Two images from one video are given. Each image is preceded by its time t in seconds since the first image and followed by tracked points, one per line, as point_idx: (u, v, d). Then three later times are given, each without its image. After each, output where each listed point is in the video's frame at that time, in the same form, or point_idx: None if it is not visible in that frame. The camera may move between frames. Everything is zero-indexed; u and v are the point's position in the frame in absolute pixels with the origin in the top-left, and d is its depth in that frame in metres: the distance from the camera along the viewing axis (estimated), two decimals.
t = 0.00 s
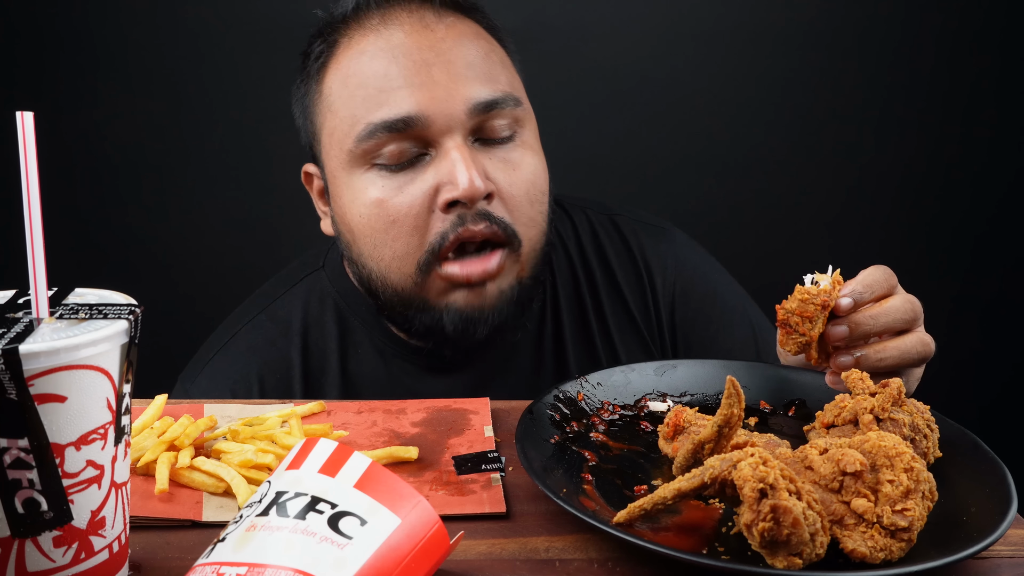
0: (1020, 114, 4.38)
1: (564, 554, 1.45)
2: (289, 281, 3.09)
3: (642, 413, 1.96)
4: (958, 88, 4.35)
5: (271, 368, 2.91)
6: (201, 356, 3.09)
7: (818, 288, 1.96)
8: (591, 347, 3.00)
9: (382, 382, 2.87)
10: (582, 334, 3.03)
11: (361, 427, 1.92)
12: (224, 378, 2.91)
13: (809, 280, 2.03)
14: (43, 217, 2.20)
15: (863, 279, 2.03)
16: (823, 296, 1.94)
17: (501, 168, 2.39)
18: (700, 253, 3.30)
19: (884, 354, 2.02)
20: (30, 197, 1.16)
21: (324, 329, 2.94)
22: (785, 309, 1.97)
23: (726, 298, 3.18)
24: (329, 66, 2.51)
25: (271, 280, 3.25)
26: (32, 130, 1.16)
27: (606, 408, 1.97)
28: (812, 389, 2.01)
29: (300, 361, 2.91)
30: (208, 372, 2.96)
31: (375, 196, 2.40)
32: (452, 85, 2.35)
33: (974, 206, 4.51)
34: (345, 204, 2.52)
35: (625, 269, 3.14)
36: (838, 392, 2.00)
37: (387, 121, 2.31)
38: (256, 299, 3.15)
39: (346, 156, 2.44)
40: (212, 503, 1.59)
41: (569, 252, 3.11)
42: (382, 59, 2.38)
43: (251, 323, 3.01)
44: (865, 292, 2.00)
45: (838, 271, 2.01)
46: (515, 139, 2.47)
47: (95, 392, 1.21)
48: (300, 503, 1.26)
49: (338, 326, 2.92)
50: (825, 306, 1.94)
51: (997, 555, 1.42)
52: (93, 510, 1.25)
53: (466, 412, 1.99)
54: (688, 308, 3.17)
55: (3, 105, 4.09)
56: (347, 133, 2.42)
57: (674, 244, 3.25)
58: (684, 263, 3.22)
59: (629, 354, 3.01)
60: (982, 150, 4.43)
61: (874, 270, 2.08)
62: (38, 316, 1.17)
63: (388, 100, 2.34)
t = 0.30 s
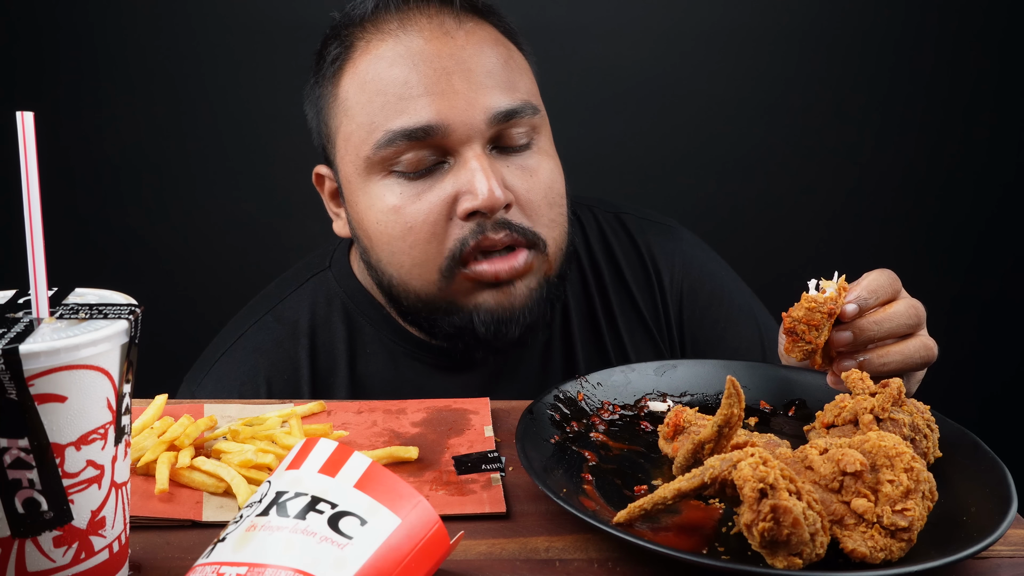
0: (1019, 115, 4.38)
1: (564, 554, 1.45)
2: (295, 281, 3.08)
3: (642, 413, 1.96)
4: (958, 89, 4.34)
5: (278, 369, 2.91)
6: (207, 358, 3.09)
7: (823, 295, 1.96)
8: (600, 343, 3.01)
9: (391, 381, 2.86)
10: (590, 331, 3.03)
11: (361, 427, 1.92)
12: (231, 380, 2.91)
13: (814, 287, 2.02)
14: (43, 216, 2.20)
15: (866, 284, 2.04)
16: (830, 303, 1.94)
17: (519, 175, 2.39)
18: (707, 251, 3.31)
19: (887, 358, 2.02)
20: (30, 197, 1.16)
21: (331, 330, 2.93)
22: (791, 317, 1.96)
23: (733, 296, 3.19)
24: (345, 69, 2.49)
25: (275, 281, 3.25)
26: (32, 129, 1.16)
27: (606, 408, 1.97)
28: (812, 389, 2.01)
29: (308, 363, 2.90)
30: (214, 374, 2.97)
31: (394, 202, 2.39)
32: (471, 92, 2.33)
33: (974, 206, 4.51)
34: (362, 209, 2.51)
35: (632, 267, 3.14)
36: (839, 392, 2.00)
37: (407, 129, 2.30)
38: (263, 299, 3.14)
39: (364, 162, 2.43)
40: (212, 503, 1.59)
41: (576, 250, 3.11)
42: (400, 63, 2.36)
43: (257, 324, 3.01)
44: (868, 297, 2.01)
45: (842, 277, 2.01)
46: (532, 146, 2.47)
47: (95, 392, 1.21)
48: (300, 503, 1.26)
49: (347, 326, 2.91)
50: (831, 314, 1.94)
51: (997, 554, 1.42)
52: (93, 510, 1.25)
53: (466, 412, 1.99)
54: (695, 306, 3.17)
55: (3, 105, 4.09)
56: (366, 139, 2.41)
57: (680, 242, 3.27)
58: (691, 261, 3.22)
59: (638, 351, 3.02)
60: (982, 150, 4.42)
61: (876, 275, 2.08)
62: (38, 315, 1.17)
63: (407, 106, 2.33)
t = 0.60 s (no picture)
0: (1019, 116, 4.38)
1: (564, 554, 1.45)
2: (295, 280, 3.08)
3: (641, 413, 1.96)
4: (958, 91, 4.35)
5: (277, 368, 2.91)
6: (206, 357, 3.09)
7: (822, 296, 1.96)
8: (598, 346, 3.01)
9: (390, 383, 2.86)
10: (588, 334, 3.03)
11: (361, 427, 1.92)
12: (230, 379, 2.91)
13: (813, 287, 2.01)
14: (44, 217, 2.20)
15: (865, 285, 2.03)
16: (828, 305, 1.94)
17: (521, 182, 2.39)
18: (707, 254, 3.31)
19: (886, 358, 2.02)
20: (30, 197, 1.16)
21: (330, 330, 2.93)
22: (790, 319, 1.96)
23: (732, 300, 3.20)
24: (350, 67, 2.47)
25: (275, 280, 3.24)
26: (32, 130, 1.16)
27: (606, 408, 1.97)
28: (811, 389, 2.01)
29: (307, 363, 2.90)
30: (213, 373, 2.97)
31: (393, 204, 2.39)
32: (476, 97, 2.33)
33: (973, 207, 4.51)
34: (361, 210, 2.51)
35: (632, 270, 3.14)
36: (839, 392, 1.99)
37: (409, 131, 2.30)
38: (263, 298, 3.14)
39: (366, 163, 2.42)
40: (212, 503, 1.59)
41: (576, 253, 3.11)
42: (405, 64, 2.35)
43: (257, 323, 3.01)
44: (867, 298, 2.01)
45: (841, 278, 2.01)
46: (534, 152, 2.47)
47: (95, 392, 1.21)
48: (300, 503, 1.26)
49: (346, 326, 2.91)
50: (830, 315, 1.94)
51: (997, 554, 1.42)
52: (93, 510, 1.25)
53: (466, 412, 1.99)
54: (694, 310, 3.17)
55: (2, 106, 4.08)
56: (367, 139, 2.41)
57: (680, 245, 3.27)
58: (691, 265, 3.22)
59: (635, 354, 3.02)
60: (981, 152, 4.43)
61: (875, 275, 2.08)
62: (38, 316, 1.17)
63: (410, 109, 2.32)
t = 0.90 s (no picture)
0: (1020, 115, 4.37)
1: (564, 554, 1.45)
2: (294, 280, 3.08)
3: (641, 412, 1.96)
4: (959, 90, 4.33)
5: (276, 368, 2.91)
6: (205, 357, 3.09)
7: (822, 296, 1.96)
8: (595, 348, 3.01)
9: (388, 385, 2.87)
10: (586, 336, 3.04)
11: (361, 427, 1.92)
12: (229, 378, 2.91)
13: (813, 286, 2.01)
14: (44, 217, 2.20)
15: (864, 285, 2.04)
16: (828, 305, 1.94)
17: (516, 187, 2.39)
18: (705, 255, 3.31)
19: (886, 357, 2.02)
20: (30, 197, 1.16)
21: (330, 330, 2.93)
22: (790, 319, 1.96)
23: (730, 301, 3.19)
24: (353, 63, 2.48)
25: (276, 280, 3.24)
26: (32, 130, 1.16)
27: (606, 408, 1.97)
28: (811, 389, 2.01)
29: (306, 362, 2.90)
30: (213, 372, 2.97)
31: (389, 202, 2.39)
32: (476, 99, 2.32)
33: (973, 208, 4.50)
34: (357, 206, 2.51)
35: (630, 271, 3.14)
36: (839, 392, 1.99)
37: (408, 130, 2.30)
38: (262, 298, 3.14)
39: (364, 160, 2.43)
40: (212, 503, 1.59)
41: (574, 254, 3.11)
42: (407, 64, 2.35)
43: (256, 323, 3.01)
44: (867, 297, 2.01)
45: (840, 278, 2.01)
46: (532, 157, 2.46)
47: (95, 392, 1.21)
48: (300, 503, 1.26)
49: (344, 326, 2.91)
50: (830, 315, 1.94)
51: (997, 554, 1.42)
52: (93, 510, 1.25)
53: (466, 412, 1.99)
54: (692, 312, 3.17)
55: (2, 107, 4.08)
56: (366, 136, 2.41)
57: (679, 246, 3.27)
58: (689, 267, 3.23)
59: (634, 356, 3.02)
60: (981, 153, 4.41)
61: (874, 275, 2.08)
62: (38, 315, 1.17)
63: (409, 107, 2.32)
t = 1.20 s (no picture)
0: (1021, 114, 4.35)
1: (564, 554, 1.45)
2: (296, 280, 3.08)
3: (642, 413, 1.96)
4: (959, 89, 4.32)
5: (277, 368, 2.91)
6: (206, 356, 3.09)
7: (822, 296, 1.96)
8: (596, 347, 3.01)
9: (390, 384, 2.86)
10: (586, 336, 3.03)
11: (361, 427, 1.92)
12: (230, 378, 2.91)
13: (812, 286, 2.01)
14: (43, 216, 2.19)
15: (863, 285, 2.04)
16: (828, 305, 1.94)
17: (519, 185, 2.38)
18: (705, 255, 3.31)
19: (886, 357, 2.02)
20: (30, 197, 1.16)
21: (331, 330, 2.93)
22: (790, 318, 1.96)
23: (730, 300, 3.20)
24: (357, 61, 2.48)
25: (277, 280, 3.24)
26: (32, 130, 1.16)
27: (606, 408, 1.97)
28: (812, 389, 2.01)
29: (307, 362, 2.90)
30: (214, 371, 2.97)
31: (392, 199, 2.39)
32: (480, 97, 2.32)
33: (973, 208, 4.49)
34: (361, 204, 2.51)
35: (630, 271, 3.14)
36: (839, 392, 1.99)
37: (411, 126, 2.31)
38: (263, 298, 3.14)
39: (368, 157, 2.43)
40: (212, 503, 1.59)
41: (575, 254, 3.11)
42: (411, 62, 2.35)
43: (258, 322, 3.01)
44: (866, 297, 2.01)
45: (839, 278, 2.01)
46: (536, 157, 2.46)
47: (95, 392, 1.21)
48: (300, 503, 1.26)
49: (346, 325, 2.91)
50: (829, 315, 1.94)
51: (997, 554, 1.42)
52: (93, 510, 1.25)
53: (466, 412, 1.99)
54: (692, 312, 3.17)
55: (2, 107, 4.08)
56: (370, 133, 2.41)
57: (680, 246, 3.27)
58: (689, 267, 3.23)
59: (634, 356, 3.02)
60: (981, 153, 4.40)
61: (874, 274, 2.08)
62: (38, 316, 1.17)
63: (414, 104, 2.33)
